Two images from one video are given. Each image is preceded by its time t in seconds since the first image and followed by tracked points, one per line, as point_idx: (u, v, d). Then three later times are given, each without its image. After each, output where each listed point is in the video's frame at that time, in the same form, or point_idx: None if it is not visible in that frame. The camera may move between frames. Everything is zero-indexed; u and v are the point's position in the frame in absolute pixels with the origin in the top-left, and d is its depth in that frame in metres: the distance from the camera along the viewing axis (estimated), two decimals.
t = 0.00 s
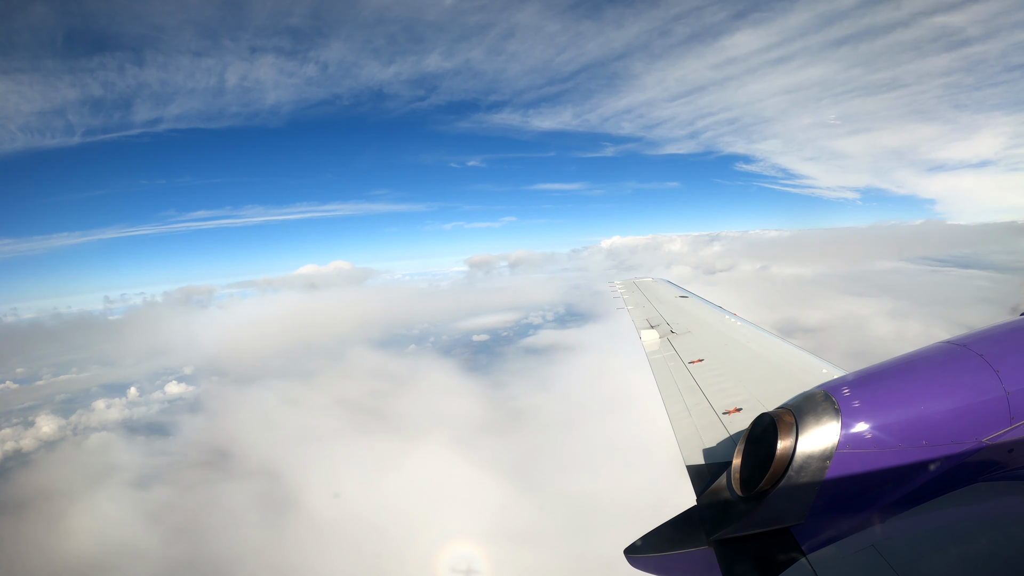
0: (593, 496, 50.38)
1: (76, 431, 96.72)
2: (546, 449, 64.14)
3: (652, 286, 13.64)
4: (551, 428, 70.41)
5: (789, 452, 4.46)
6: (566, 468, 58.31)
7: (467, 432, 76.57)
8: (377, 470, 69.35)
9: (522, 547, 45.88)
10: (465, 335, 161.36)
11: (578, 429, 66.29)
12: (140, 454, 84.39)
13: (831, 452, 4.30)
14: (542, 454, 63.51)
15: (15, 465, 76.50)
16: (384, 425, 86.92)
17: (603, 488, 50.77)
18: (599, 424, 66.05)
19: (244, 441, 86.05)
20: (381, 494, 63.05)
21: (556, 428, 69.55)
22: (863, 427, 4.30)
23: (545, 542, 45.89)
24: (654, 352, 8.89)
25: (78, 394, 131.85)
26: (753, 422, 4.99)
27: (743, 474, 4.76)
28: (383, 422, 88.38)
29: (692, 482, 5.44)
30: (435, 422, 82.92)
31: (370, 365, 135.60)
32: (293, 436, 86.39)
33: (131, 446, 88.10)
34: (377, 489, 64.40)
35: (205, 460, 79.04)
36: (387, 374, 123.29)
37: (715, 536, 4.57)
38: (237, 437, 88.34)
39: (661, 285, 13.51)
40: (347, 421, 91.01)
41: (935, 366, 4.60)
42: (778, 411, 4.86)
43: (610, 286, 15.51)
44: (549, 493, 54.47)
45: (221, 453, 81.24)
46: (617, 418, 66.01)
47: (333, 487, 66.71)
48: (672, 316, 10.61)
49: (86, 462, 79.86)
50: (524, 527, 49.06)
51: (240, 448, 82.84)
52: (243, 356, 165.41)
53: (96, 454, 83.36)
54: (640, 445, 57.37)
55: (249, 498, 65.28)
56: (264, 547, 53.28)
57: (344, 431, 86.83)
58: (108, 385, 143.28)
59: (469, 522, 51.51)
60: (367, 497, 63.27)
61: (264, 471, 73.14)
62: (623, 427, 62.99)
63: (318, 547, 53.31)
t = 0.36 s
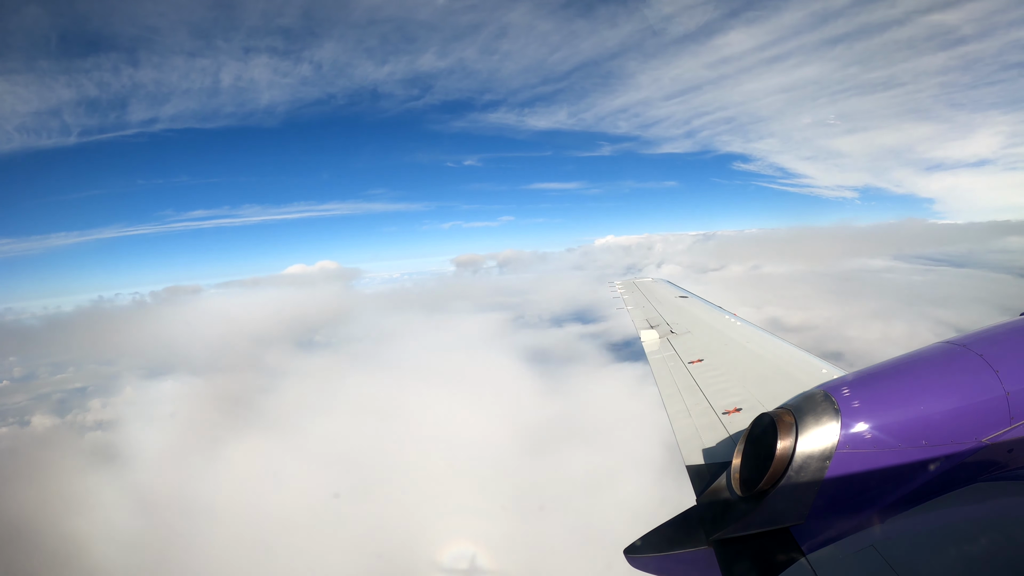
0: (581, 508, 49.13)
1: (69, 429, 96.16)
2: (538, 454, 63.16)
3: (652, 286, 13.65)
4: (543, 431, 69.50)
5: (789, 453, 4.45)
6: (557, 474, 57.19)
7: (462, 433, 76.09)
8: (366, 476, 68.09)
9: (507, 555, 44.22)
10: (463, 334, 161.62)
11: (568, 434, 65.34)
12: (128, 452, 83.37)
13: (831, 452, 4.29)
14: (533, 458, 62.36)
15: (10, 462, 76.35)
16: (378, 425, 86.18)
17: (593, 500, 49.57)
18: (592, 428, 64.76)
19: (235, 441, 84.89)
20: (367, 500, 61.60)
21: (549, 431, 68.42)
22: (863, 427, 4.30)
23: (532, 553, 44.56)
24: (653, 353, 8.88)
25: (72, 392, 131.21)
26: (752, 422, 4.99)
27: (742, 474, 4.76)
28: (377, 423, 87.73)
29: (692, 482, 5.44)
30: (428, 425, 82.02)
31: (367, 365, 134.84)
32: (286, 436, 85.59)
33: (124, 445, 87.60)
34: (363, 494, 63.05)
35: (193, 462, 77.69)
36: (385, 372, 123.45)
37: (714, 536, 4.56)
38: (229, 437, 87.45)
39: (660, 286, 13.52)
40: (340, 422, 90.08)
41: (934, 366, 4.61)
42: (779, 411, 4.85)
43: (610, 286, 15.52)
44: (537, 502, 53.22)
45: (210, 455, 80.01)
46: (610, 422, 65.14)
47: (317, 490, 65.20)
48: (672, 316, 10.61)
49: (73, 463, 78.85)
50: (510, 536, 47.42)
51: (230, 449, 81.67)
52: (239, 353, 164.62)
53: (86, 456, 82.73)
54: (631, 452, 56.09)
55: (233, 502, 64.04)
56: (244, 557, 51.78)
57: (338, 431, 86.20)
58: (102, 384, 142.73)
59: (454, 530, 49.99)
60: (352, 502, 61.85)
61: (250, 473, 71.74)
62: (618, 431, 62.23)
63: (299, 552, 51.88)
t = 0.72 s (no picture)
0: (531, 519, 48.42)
1: (53, 424, 95.59)
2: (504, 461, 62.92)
3: (653, 286, 13.63)
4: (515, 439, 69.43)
5: (791, 453, 4.45)
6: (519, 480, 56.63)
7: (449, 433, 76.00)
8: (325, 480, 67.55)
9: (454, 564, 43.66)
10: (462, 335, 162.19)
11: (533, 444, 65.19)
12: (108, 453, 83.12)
13: (832, 452, 4.30)
14: (496, 466, 61.90)
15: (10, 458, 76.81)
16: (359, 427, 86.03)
17: (541, 512, 49.05)
18: (561, 438, 64.46)
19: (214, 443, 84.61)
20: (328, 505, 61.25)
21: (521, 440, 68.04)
22: (864, 427, 4.31)
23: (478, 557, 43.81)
24: (655, 352, 8.89)
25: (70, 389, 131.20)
26: (754, 423, 4.99)
27: (744, 474, 4.77)
28: (362, 423, 87.67)
29: (694, 482, 5.44)
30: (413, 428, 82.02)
31: (358, 365, 134.94)
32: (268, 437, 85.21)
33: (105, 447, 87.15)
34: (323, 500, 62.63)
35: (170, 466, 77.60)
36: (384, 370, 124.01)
37: (716, 535, 4.57)
38: (209, 438, 87.24)
39: (661, 285, 13.53)
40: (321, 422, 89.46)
41: (938, 366, 4.60)
42: (781, 411, 4.86)
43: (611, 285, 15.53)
44: (492, 507, 52.48)
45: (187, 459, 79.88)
46: (589, 427, 65.19)
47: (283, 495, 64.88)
48: (673, 316, 10.62)
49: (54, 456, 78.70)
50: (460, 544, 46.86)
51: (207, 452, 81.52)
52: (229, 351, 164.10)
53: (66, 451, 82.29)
54: (590, 461, 55.88)
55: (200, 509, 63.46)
56: (215, 556, 51.61)
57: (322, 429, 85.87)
58: (100, 381, 142.78)
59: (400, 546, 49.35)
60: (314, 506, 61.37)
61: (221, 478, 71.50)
62: (602, 431, 62.18)
63: (255, 556, 51.46)
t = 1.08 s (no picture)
0: (511, 520, 49.00)
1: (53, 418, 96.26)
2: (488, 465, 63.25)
3: (654, 286, 13.62)
4: (501, 443, 69.59)
5: (792, 451, 4.46)
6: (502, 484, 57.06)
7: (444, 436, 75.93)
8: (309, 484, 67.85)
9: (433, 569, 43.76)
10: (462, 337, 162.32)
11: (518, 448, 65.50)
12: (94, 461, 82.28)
13: (832, 452, 4.30)
14: (478, 470, 62.25)
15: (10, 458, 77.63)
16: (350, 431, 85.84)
17: (524, 511, 49.66)
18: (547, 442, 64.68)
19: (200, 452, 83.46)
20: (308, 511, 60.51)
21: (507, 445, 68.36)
22: (864, 426, 4.31)
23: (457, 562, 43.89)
24: (655, 352, 8.89)
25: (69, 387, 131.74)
26: (754, 423, 4.99)
27: (744, 474, 4.77)
28: (355, 426, 87.60)
29: (694, 482, 5.44)
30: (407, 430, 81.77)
31: (354, 367, 134.92)
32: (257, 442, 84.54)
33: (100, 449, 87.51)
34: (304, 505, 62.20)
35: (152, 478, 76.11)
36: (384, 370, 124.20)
37: (716, 535, 4.58)
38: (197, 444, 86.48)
39: (662, 285, 13.53)
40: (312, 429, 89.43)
41: (937, 366, 4.61)
42: (781, 411, 4.86)
43: (611, 285, 15.51)
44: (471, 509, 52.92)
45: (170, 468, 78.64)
46: (580, 429, 65.04)
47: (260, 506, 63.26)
48: (674, 316, 10.62)
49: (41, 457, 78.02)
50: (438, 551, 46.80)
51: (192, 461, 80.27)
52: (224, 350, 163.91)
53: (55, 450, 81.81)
54: (575, 462, 56.27)
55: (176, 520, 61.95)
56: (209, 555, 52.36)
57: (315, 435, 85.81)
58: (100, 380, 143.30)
59: (384, 548, 49.83)
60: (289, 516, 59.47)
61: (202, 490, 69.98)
62: (596, 431, 62.11)
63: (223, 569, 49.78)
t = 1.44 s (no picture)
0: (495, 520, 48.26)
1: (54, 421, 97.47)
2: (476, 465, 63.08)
3: (654, 285, 13.62)
4: (490, 443, 69.26)
5: (792, 452, 4.46)
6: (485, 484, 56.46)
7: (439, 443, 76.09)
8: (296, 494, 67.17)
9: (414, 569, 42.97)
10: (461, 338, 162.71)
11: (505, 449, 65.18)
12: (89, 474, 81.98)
13: (833, 453, 4.30)
14: (464, 472, 61.81)
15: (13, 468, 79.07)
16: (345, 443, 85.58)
17: (508, 511, 49.08)
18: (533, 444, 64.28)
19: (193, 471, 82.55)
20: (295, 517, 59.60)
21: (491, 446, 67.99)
22: (865, 427, 4.31)
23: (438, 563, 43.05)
24: (656, 352, 8.90)
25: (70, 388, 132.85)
26: (755, 423, 4.99)
27: (745, 474, 4.77)
28: (353, 436, 88.67)
29: (695, 482, 5.44)
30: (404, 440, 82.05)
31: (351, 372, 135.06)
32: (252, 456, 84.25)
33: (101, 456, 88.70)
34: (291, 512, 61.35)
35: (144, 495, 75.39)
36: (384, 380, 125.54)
37: (716, 536, 4.58)
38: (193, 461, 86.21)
39: (662, 285, 13.53)
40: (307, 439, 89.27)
41: (938, 366, 4.61)
42: (782, 411, 4.86)
43: (611, 286, 15.52)
44: (453, 510, 52.10)
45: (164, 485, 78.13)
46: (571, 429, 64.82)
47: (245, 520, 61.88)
48: (674, 316, 10.62)
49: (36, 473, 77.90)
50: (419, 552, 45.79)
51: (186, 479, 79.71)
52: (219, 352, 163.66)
53: (52, 465, 81.99)
54: (563, 462, 55.95)
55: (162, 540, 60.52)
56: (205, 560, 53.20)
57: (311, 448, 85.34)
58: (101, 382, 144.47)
59: (366, 547, 49.08)
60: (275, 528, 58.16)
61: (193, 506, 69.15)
62: (588, 432, 62.06)
63: None
